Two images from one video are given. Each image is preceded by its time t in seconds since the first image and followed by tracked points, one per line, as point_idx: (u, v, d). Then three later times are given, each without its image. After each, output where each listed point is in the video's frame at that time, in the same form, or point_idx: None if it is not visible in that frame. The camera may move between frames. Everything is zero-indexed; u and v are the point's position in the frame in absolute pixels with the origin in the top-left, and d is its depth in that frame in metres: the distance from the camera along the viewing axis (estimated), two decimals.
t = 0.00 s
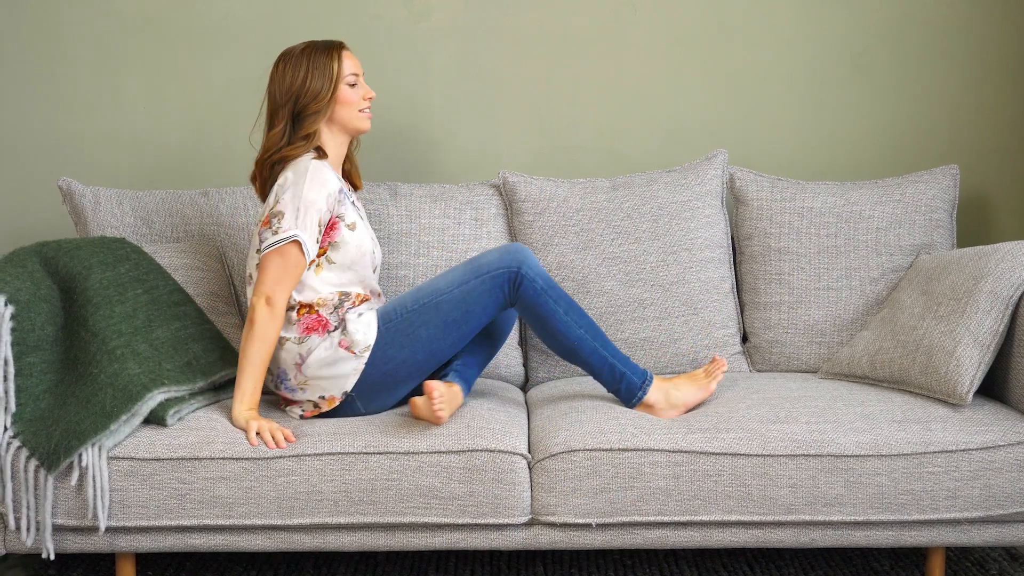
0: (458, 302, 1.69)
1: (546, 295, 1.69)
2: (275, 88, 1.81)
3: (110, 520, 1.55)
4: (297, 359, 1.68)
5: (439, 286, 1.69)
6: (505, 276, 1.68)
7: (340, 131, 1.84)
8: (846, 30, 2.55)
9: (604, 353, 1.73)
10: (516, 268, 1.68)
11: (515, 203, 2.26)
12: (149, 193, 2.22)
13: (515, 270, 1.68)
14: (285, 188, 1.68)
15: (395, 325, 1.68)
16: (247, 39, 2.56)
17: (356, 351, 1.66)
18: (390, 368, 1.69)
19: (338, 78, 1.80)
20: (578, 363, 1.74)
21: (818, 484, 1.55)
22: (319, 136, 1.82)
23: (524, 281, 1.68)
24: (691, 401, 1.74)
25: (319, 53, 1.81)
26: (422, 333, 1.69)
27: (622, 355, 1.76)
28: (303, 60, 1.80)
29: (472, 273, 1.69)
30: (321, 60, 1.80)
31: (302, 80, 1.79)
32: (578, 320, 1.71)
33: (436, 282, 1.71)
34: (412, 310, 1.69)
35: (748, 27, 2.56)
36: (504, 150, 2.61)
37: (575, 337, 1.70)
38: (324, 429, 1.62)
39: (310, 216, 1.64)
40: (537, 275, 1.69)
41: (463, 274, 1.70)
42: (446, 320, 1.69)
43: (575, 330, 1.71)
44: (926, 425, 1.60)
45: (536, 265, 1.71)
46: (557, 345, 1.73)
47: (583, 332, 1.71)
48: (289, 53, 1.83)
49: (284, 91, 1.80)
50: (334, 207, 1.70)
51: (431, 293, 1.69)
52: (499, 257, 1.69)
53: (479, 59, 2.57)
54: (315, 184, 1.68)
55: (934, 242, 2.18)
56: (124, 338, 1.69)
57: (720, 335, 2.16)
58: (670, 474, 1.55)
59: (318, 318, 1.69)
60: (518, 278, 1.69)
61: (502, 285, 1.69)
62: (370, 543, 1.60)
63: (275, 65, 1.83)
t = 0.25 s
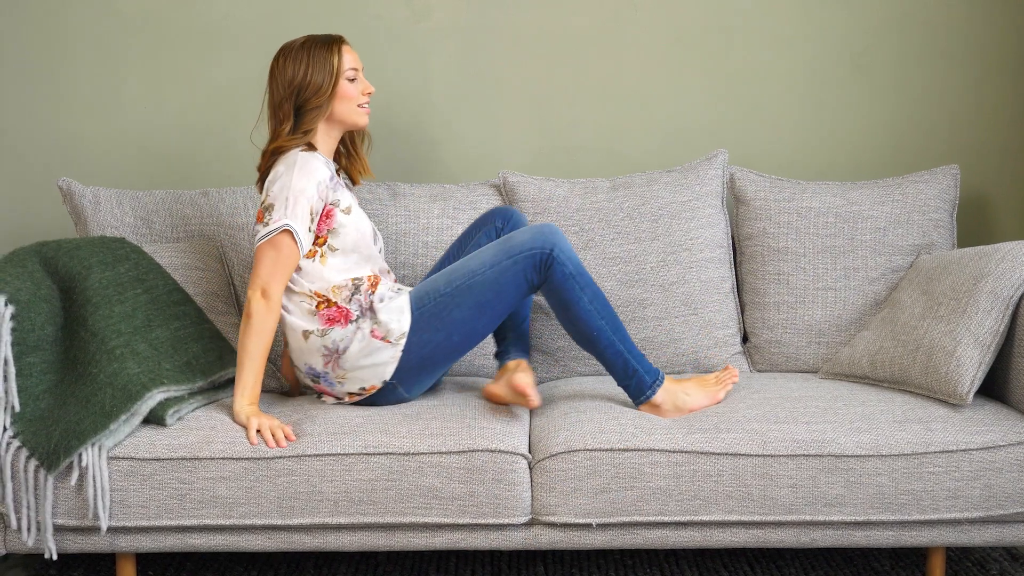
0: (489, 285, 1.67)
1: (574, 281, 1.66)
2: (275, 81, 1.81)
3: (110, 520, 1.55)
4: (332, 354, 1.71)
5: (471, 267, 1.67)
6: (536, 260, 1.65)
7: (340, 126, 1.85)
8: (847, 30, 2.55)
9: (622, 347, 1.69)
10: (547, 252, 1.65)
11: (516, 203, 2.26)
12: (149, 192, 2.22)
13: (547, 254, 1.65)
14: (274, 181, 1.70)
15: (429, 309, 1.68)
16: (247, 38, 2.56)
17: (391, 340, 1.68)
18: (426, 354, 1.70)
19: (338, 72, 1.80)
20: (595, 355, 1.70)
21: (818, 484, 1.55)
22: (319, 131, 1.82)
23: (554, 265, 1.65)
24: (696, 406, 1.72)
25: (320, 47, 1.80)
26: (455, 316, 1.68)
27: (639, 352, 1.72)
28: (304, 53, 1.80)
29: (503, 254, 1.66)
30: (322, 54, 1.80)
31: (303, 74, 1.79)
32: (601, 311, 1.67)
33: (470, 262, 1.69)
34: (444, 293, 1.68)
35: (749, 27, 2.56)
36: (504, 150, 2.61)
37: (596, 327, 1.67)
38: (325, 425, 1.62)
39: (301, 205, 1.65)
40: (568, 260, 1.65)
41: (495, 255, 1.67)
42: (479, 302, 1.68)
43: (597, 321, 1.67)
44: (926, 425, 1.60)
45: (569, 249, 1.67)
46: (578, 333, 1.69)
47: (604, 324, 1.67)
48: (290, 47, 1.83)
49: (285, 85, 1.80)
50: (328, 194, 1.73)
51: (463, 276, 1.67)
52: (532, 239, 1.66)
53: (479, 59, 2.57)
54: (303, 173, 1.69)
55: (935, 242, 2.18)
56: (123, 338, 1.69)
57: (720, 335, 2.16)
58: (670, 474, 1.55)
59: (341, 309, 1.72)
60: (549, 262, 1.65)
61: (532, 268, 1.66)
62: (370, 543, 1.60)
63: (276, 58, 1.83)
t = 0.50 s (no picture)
0: (515, 277, 1.70)
1: (595, 271, 1.68)
2: (270, 82, 1.82)
3: (111, 520, 1.55)
4: (357, 357, 1.74)
5: (496, 261, 1.70)
6: (560, 249, 1.67)
7: (329, 133, 1.86)
8: (848, 30, 2.55)
9: (635, 340, 1.72)
10: (571, 241, 1.67)
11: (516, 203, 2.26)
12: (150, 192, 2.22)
13: (571, 243, 1.67)
14: (259, 189, 1.70)
15: (457, 303, 1.71)
16: (247, 38, 2.56)
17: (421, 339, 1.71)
18: (460, 349, 1.73)
19: (335, 81, 1.81)
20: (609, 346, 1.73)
21: (819, 484, 1.55)
22: (308, 136, 1.83)
23: (577, 254, 1.67)
24: (704, 404, 1.75)
25: (321, 53, 1.81)
26: (483, 309, 1.72)
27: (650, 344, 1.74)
28: (303, 57, 1.80)
29: (528, 246, 1.68)
30: (321, 60, 1.80)
31: (299, 77, 1.79)
32: (619, 302, 1.70)
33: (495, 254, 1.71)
34: (471, 288, 1.71)
35: (750, 27, 2.56)
36: (504, 150, 2.61)
37: (613, 319, 1.70)
38: (326, 425, 1.62)
39: (284, 210, 1.65)
40: (591, 250, 1.67)
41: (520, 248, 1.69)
42: (506, 295, 1.71)
43: (614, 312, 1.70)
44: (927, 425, 1.60)
45: (592, 237, 1.69)
46: (595, 325, 1.72)
47: (621, 315, 1.70)
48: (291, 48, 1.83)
49: (280, 86, 1.81)
50: (317, 197, 1.74)
51: (489, 270, 1.70)
52: (557, 228, 1.67)
53: (480, 59, 2.57)
54: (288, 178, 1.70)
55: (935, 242, 2.18)
56: (124, 338, 1.69)
57: (721, 335, 2.16)
58: (671, 474, 1.55)
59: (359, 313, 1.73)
60: (573, 251, 1.67)
61: (556, 258, 1.68)
62: (371, 543, 1.60)
63: (275, 57, 1.83)
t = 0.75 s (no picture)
0: (524, 279, 1.72)
1: (599, 269, 1.68)
2: (266, 89, 1.79)
3: (111, 520, 1.55)
4: (371, 366, 1.75)
5: (504, 266, 1.72)
6: (563, 248, 1.68)
7: (324, 142, 1.85)
8: (849, 31, 2.56)
9: (640, 337, 1.71)
10: (575, 239, 1.68)
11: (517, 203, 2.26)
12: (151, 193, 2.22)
13: (574, 240, 1.68)
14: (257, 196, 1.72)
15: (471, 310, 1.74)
16: (248, 38, 2.56)
17: (431, 350, 1.73)
18: (476, 356, 1.76)
19: (335, 91, 1.80)
20: (615, 344, 1.73)
21: (820, 484, 1.55)
22: (302, 145, 1.82)
23: (581, 252, 1.68)
24: (705, 404, 1.74)
25: (320, 62, 1.79)
26: (496, 314, 1.74)
27: (656, 342, 1.73)
28: (303, 65, 1.78)
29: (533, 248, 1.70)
30: (320, 70, 1.79)
31: (298, 87, 1.77)
32: (623, 299, 1.69)
33: (503, 259, 1.74)
34: (483, 295, 1.74)
35: (750, 26, 2.56)
36: (505, 150, 2.61)
37: (616, 315, 1.69)
38: (326, 425, 1.62)
39: (273, 214, 1.65)
40: (594, 247, 1.68)
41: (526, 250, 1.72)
42: (517, 299, 1.74)
43: (617, 308, 1.69)
44: (928, 425, 1.60)
45: (597, 234, 1.69)
46: (601, 325, 1.72)
47: (624, 311, 1.70)
48: (290, 55, 1.80)
49: (277, 95, 1.78)
50: (315, 205, 1.72)
51: (498, 275, 1.73)
52: (561, 227, 1.69)
53: (481, 59, 2.57)
54: (284, 186, 1.71)
55: (936, 242, 2.18)
56: (125, 338, 1.69)
57: (722, 335, 2.16)
58: (672, 474, 1.55)
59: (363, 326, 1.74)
60: (577, 249, 1.68)
61: (561, 257, 1.69)
62: (372, 543, 1.60)
63: (272, 63, 1.80)
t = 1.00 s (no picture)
0: (515, 289, 1.73)
1: (588, 271, 1.70)
2: (270, 103, 1.78)
3: (112, 520, 1.55)
4: (370, 386, 1.76)
5: (494, 278, 1.74)
6: (551, 253, 1.71)
7: (329, 154, 1.85)
8: (849, 31, 2.56)
9: (634, 338, 1.71)
10: (562, 243, 1.71)
11: (517, 203, 2.26)
12: (151, 193, 2.22)
13: (562, 244, 1.70)
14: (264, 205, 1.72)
15: (464, 326, 1.74)
16: (248, 38, 2.56)
17: (426, 372, 1.72)
18: (474, 373, 1.74)
19: (338, 103, 1.80)
20: (609, 348, 1.73)
21: (820, 484, 1.55)
22: (309, 157, 1.82)
23: (569, 256, 1.70)
24: (704, 403, 1.74)
25: (323, 73, 1.79)
26: (490, 329, 1.74)
27: (650, 343, 1.73)
28: (306, 77, 1.78)
29: (522, 257, 1.73)
30: (324, 81, 1.78)
31: (303, 99, 1.76)
32: (613, 300, 1.70)
33: (494, 272, 1.76)
34: (476, 310, 1.74)
35: (750, 27, 2.56)
36: (505, 150, 2.61)
37: (608, 317, 1.70)
38: (326, 425, 1.62)
39: (274, 224, 1.65)
40: (582, 250, 1.70)
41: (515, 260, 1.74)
42: (511, 311, 1.74)
43: (609, 309, 1.69)
44: (928, 425, 1.60)
45: (584, 237, 1.72)
46: (594, 331, 1.72)
47: (617, 313, 1.70)
48: (291, 67, 1.80)
49: (280, 108, 1.77)
50: (324, 222, 1.71)
51: (489, 287, 1.74)
52: (547, 233, 1.72)
53: (481, 59, 2.57)
54: (291, 200, 1.70)
55: (936, 243, 2.18)
56: (125, 338, 1.69)
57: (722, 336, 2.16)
58: (672, 474, 1.55)
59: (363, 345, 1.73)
60: (565, 253, 1.71)
61: (550, 263, 1.72)
62: (372, 543, 1.60)
63: (274, 76, 1.79)
